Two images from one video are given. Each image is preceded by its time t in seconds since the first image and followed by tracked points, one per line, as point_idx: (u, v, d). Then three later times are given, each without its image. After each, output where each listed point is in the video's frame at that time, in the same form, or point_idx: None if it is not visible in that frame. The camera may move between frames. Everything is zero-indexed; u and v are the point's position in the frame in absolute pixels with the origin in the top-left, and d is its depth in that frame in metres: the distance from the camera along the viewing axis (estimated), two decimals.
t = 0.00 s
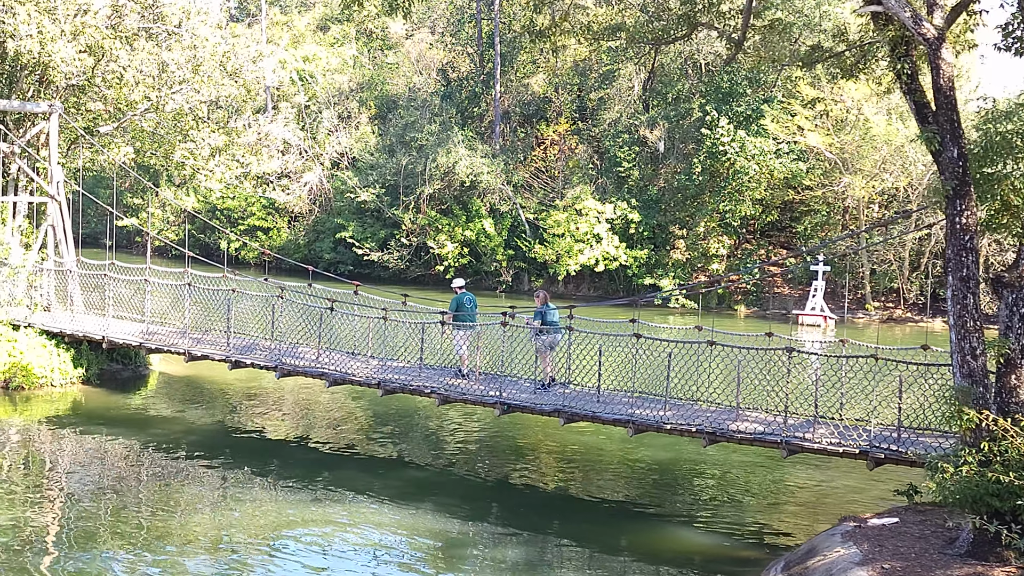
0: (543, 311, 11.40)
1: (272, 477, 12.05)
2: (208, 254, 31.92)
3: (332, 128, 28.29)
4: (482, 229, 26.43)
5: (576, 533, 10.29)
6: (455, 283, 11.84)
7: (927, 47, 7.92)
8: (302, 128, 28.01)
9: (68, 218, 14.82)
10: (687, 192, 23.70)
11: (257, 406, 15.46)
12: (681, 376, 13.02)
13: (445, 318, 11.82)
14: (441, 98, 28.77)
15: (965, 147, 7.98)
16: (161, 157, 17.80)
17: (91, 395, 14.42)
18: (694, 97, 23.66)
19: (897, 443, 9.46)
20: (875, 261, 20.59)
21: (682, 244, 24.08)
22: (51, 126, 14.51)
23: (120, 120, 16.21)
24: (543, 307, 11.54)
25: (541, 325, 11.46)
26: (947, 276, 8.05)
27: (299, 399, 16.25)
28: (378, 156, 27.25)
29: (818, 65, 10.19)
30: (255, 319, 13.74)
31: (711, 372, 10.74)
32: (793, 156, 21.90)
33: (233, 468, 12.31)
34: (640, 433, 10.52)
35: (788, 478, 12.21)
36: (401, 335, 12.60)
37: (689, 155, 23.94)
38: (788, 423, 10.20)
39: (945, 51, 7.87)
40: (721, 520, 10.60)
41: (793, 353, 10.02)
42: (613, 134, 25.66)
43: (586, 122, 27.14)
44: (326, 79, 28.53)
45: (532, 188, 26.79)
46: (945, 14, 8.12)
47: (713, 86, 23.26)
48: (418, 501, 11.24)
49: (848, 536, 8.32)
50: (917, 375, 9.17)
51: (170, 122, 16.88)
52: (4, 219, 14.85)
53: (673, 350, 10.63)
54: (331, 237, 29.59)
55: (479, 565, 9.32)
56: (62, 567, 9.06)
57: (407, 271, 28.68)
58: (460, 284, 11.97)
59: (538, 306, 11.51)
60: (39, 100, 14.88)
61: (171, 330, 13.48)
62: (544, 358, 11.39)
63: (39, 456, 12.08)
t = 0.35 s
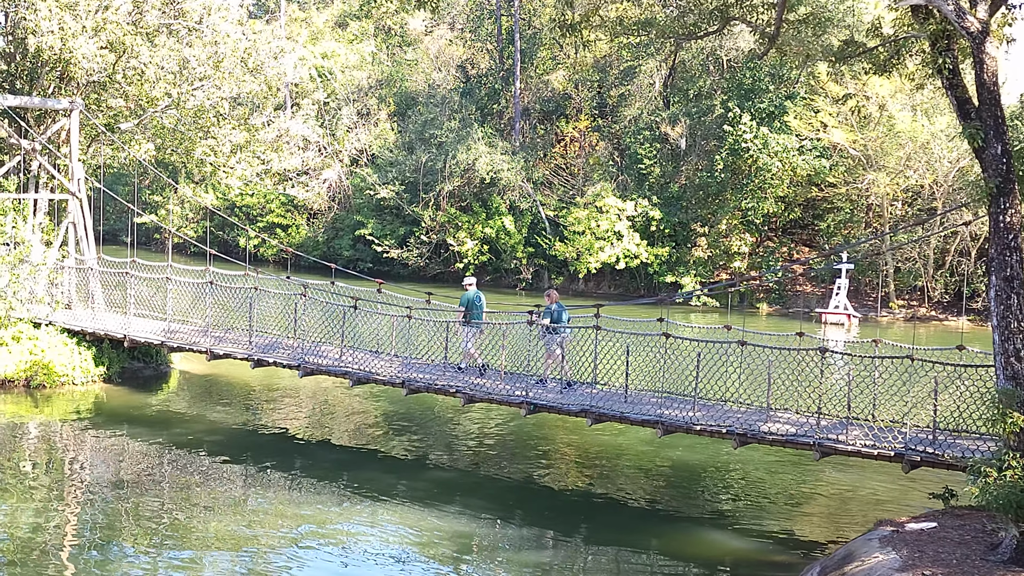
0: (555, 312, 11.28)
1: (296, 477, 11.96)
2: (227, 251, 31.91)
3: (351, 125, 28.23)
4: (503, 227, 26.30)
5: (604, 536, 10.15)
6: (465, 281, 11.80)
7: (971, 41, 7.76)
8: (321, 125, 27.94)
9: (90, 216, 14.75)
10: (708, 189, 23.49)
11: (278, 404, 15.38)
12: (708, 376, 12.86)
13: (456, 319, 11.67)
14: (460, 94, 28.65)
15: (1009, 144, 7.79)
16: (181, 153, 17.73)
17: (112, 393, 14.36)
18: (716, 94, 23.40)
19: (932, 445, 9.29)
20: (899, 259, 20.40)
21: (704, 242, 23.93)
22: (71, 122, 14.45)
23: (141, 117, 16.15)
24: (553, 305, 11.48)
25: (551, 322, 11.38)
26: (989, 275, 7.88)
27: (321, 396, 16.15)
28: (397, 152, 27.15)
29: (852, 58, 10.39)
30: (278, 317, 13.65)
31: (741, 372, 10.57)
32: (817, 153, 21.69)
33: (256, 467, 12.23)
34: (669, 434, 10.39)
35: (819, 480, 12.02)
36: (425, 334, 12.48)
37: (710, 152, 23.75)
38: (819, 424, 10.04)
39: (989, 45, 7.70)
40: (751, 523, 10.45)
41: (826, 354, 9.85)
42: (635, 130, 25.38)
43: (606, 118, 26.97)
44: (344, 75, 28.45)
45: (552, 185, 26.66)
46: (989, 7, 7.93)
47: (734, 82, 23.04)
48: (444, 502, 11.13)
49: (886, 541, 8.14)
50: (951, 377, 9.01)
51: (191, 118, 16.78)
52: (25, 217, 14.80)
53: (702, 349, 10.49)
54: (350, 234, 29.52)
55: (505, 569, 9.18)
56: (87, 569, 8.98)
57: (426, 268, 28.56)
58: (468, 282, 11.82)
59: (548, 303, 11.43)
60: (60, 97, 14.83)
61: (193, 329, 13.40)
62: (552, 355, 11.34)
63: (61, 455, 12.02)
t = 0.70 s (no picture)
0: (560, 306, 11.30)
1: (316, 478, 11.84)
2: (243, 249, 31.84)
3: (367, 122, 28.18)
4: (519, 224, 26.14)
5: (630, 540, 10.00)
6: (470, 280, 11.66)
7: (1013, 36, 7.51)
8: (337, 123, 27.89)
9: (108, 214, 14.69)
10: (727, 186, 23.29)
11: (298, 403, 15.26)
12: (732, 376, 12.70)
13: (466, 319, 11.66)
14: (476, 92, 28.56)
15: None
16: (199, 151, 17.63)
17: (130, 392, 14.25)
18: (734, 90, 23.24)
19: (967, 448, 9.12)
20: (920, 257, 20.24)
21: (723, 239, 23.76)
22: (89, 120, 14.36)
23: (159, 115, 16.07)
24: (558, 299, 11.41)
25: (557, 318, 11.30)
26: None
27: (339, 396, 16.03)
28: (413, 150, 27.05)
29: (886, 53, 10.55)
30: (297, 317, 13.54)
31: (769, 373, 10.41)
32: (836, 150, 21.51)
33: (276, 468, 12.11)
34: (696, 435, 10.23)
35: (847, 482, 11.83)
36: (447, 334, 12.35)
37: (729, 149, 23.58)
38: (850, 426, 9.87)
39: None
40: (779, 526, 10.28)
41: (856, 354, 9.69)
42: (652, 127, 25.25)
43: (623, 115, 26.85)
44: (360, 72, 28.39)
45: (570, 183, 26.51)
46: None
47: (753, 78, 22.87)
48: (467, 504, 10.99)
49: (923, 546, 7.96)
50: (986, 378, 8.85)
51: (208, 116, 16.64)
52: (43, 215, 14.73)
53: (729, 348, 10.34)
54: (366, 232, 29.41)
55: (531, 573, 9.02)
56: (107, 571, 8.88)
57: (442, 267, 28.39)
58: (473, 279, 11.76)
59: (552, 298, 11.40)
60: (77, 94, 14.73)
61: (211, 328, 13.29)
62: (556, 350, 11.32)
63: (80, 455, 11.92)
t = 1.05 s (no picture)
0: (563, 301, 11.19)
1: (338, 477, 11.74)
2: (259, 246, 31.78)
3: (383, 118, 28.14)
4: (537, 221, 25.96)
5: (658, 542, 9.87)
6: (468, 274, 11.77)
7: None
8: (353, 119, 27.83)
9: (125, 211, 14.61)
10: (747, 181, 23.06)
11: (316, 401, 15.14)
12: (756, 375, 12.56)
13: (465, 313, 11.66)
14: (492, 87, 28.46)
15: None
16: (217, 147, 17.54)
17: (149, 391, 14.13)
18: (753, 85, 23.03)
19: (1003, 448, 8.96)
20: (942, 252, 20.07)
21: (743, 235, 23.56)
22: (107, 117, 14.26)
23: (176, 111, 15.97)
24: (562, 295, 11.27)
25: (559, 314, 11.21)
26: None
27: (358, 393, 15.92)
28: (430, 146, 26.96)
29: (916, 45, 10.31)
30: (316, 315, 13.43)
31: (798, 371, 10.26)
32: (857, 144, 21.33)
33: (298, 468, 12.01)
34: (724, 434, 10.09)
35: (877, 482, 11.66)
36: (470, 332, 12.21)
37: (748, 144, 23.37)
38: (882, 425, 9.72)
39: None
40: (809, 528, 10.14)
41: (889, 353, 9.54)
42: (670, 123, 25.10)
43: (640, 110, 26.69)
44: (376, 68, 28.32)
45: (587, 178, 26.35)
46: None
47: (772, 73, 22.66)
48: (491, 505, 10.87)
49: (963, 549, 7.81)
50: None
51: (226, 112, 16.56)
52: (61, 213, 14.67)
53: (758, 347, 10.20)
54: (383, 228, 29.29)
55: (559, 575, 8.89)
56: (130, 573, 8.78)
57: (459, 263, 28.27)
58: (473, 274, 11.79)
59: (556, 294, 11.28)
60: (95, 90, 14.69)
61: (230, 326, 13.19)
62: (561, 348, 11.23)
63: (99, 455, 11.84)
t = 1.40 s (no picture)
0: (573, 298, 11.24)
1: (363, 479, 11.66)
2: (278, 244, 31.78)
3: (403, 116, 28.11)
4: (557, 219, 25.82)
5: (689, 546, 9.73)
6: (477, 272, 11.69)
7: None
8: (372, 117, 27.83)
9: (146, 210, 14.50)
10: (769, 179, 22.63)
11: (338, 401, 15.05)
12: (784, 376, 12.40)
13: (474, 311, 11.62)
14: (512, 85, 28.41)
15: None
16: (238, 146, 17.49)
17: (171, 392, 14.06)
18: (775, 81, 22.86)
19: None
20: (968, 249, 19.88)
21: (765, 232, 23.36)
22: (128, 115, 14.19)
23: (197, 110, 15.84)
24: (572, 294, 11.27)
25: (569, 313, 11.25)
26: None
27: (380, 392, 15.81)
28: (449, 144, 26.90)
29: (954, 40, 10.25)
30: (339, 315, 13.33)
31: (831, 371, 10.10)
32: (880, 141, 21.15)
33: (322, 469, 11.93)
34: (756, 435, 9.94)
35: (910, 484, 11.48)
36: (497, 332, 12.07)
37: (772, 141, 22.88)
38: (918, 427, 9.53)
39: None
40: (842, 532, 9.97)
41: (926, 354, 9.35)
42: (691, 120, 24.97)
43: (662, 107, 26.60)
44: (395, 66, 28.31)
45: (608, 176, 26.22)
46: None
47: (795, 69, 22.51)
48: (518, 508, 10.75)
49: (1007, 556, 7.64)
50: None
51: (247, 111, 16.45)
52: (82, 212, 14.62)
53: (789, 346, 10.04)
54: (402, 227, 29.22)
55: None
56: None
57: (479, 262, 28.04)
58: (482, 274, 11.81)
59: (567, 294, 11.35)
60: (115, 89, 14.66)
61: (253, 326, 13.10)
62: (572, 347, 11.21)
63: (121, 455, 11.78)
